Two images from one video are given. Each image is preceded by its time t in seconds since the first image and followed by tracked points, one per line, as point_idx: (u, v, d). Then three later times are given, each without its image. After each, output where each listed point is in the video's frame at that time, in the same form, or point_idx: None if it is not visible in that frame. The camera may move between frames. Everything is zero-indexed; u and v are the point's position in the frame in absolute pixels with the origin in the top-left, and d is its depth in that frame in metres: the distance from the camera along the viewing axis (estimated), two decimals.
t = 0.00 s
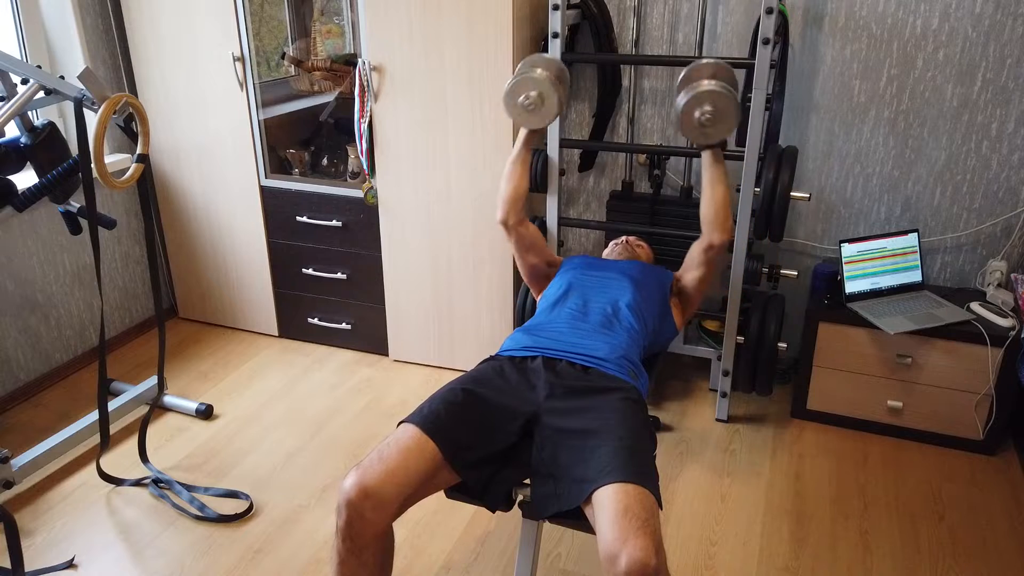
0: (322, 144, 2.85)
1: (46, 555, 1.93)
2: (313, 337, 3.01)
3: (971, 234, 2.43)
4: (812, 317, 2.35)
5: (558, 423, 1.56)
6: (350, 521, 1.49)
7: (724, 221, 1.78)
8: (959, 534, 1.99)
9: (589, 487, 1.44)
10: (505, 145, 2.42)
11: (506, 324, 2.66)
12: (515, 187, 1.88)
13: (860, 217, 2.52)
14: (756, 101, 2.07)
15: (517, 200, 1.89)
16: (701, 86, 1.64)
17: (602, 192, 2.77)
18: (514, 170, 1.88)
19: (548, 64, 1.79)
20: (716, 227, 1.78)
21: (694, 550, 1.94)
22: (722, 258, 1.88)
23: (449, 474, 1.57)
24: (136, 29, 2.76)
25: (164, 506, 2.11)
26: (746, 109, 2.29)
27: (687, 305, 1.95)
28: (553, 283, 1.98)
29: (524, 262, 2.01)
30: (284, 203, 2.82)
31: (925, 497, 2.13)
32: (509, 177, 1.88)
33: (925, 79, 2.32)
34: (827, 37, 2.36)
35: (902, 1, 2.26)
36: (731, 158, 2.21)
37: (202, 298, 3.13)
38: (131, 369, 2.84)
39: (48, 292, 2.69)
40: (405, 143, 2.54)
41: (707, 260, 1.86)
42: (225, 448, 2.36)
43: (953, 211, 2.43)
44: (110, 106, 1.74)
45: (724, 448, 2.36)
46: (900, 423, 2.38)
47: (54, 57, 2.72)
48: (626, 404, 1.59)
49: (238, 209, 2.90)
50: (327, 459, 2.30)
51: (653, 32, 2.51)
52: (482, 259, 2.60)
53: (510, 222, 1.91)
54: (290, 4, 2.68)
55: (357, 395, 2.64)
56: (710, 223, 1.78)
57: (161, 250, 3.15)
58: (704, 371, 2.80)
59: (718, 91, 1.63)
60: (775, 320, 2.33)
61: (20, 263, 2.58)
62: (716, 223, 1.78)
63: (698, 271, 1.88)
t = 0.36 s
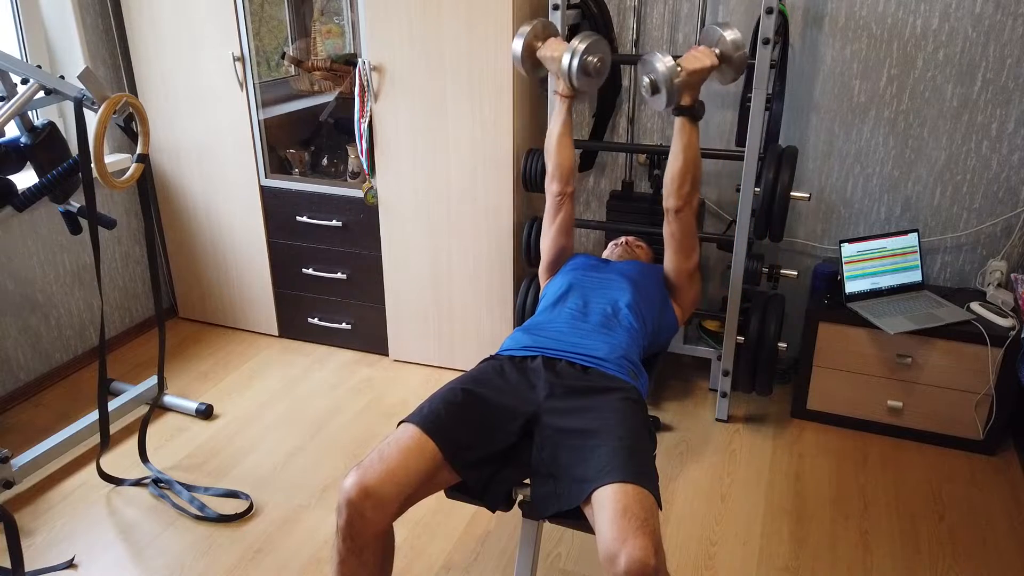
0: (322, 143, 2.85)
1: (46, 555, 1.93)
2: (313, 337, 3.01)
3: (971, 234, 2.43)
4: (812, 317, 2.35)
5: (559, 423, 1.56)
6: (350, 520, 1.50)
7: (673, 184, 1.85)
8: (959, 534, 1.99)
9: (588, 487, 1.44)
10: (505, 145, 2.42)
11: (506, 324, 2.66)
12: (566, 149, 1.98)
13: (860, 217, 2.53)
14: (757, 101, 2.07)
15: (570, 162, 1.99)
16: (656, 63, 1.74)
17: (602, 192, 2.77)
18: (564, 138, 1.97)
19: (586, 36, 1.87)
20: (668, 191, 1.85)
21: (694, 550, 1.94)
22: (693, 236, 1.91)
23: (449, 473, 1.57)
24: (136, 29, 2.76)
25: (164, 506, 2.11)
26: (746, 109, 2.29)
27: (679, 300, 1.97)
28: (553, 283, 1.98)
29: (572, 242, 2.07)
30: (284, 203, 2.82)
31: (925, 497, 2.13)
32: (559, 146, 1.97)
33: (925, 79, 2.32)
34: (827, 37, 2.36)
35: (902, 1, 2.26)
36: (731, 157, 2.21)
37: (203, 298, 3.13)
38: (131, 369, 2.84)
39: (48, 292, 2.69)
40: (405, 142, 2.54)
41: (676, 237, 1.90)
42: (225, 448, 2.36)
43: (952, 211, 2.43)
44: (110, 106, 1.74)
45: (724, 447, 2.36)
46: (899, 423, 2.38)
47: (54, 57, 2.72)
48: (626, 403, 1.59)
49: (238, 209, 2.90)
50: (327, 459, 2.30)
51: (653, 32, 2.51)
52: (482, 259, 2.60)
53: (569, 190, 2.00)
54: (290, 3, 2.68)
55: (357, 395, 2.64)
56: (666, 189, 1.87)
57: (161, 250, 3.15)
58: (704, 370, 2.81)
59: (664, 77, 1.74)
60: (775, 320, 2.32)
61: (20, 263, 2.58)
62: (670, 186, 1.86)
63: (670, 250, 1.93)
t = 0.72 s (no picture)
0: (322, 143, 2.85)
1: (46, 555, 1.93)
2: (313, 336, 3.00)
3: (971, 234, 2.43)
4: (812, 316, 2.35)
5: (559, 423, 1.57)
6: (350, 520, 1.49)
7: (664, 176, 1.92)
8: (960, 534, 1.99)
9: (588, 487, 1.44)
10: (505, 145, 2.42)
11: (506, 324, 2.66)
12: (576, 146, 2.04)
13: (860, 217, 2.52)
14: (757, 100, 2.07)
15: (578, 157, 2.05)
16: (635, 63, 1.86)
17: (602, 192, 2.77)
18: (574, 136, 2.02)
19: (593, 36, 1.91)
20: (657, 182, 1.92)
21: (694, 550, 1.94)
22: (686, 230, 1.97)
23: (449, 473, 1.57)
24: (136, 29, 2.76)
25: (164, 506, 2.11)
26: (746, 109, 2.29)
27: (678, 295, 1.99)
28: (553, 284, 1.98)
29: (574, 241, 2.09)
30: (284, 203, 2.82)
31: (925, 497, 2.13)
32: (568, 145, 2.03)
33: (925, 79, 2.32)
34: (827, 37, 2.36)
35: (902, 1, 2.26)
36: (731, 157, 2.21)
37: (203, 298, 3.13)
38: (130, 369, 2.84)
39: (48, 292, 2.69)
40: (405, 142, 2.54)
41: (669, 231, 1.96)
42: (225, 448, 2.36)
43: (952, 211, 2.43)
44: (110, 106, 1.74)
45: (724, 447, 2.36)
46: (899, 423, 2.38)
47: (54, 57, 2.72)
48: (626, 403, 1.58)
49: (238, 209, 2.90)
50: (327, 458, 2.30)
51: (653, 32, 2.51)
52: (482, 259, 2.60)
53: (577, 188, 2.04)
54: (290, 3, 2.68)
55: (357, 395, 2.64)
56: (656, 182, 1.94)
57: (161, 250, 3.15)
58: (704, 370, 2.81)
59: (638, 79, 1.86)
60: (775, 320, 2.32)
61: (20, 263, 2.58)
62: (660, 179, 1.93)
63: (665, 245, 1.98)
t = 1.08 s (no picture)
0: (322, 143, 2.85)
1: (46, 555, 1.93)
2: (313, 336, 3.00)
3: (971, 234, 2.43)
4: (812, 316, 2.35)
5: (558, 423, 1.57)
6: (350, 520, 1.49)
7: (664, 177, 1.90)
8: (960, 534, 1.99)
9: (588, 487, 1.44)
10: (505, 145, 2.42)
11: (506, 324, 2.66)
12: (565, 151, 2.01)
13: (860, 217, 2.52)
14: (756, 100, 2.07)
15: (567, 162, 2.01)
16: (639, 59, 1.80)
17: (602, 192, 2.77)
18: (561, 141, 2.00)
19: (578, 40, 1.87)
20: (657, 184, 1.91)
21: (694, 550, 1.94)
22: (685, 231, 1.96)
23: (449, 473, 1.57)
24: (136, 29, 2.77)
25: (164, 506, 2.11)
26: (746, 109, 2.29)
27: (677, 296, 1.99)
28: (551, 285, 1.98)
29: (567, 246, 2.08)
30: (284, 203, 2.82)
31: (925, 497, 2.13)
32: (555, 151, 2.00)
33: (925, 79, 2.32)
34: (827, 37, 2.36)
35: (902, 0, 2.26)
36: (730, 157, 2.21)
37: (203, 298, 3.13)
38: (131, 369, 2.84)
39: (48, 292, 2.69)
40: (405, 142, 2.54)
41: (668, 232, 1.95)
42: (225, 447, 2.36)
43: (952, 211, 2.43)
44: (109, 106, 1.74)
45: (724, 447, 2.36)
46: (899, 423, 2.38)
47: (54, 57, 2.73)
48: (625, 403, 1.58)
49: (238, 209, 2.90)
50: (327, 458, 2.30)
51: (653, 32, 2.51)
52: (482, 259, 2.60)
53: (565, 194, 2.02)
54: (290, 3, 2.68)
55: (357, 395, 2.64)
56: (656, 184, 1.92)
57: (161, 250, 3.15)
58: (704, 370, 2.81)
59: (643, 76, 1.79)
60: (775, 320, 2.32)
61: (20, 263, 2.58)
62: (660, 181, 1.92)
63: (664, 245, 1.96)
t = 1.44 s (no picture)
0: (322, 143, 2.85)
1: (46, 555, 1.93)
2: (312, 336, 3.00)
3: (971, 234, 2.43)
4: (812, 316, 2.35)
5: (558, 423, 1.57)
6: (349, 521, 1.49)
7: (710, 207, 1.75)
8: (960, 534, 1.99)
9: (588, 486, 1.44)
10: (505, 145, 2.42)
11: (505, 324, 2.66)
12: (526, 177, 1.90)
13: (860, 217, 2.53)
14: (757, 100, 2.07)
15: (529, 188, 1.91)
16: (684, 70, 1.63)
17: (602, 192, 2.77)
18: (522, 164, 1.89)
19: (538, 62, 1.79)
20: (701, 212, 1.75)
21: (694, 550, 1.94)
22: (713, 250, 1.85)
23: (449, 474, 1.57)
24: (136, 29, 2.76)
25: (164, 506, 2.11)
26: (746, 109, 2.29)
27: (684, 304, 1.94)
28: (551, 285, 1.98)
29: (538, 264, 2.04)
30: (284, 203, 2.82)
31: (925, 497, 2.13)
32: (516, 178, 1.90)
33: (925, 79, 2.32)
34: (827, 37, 2.36)
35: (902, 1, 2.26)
36: (730, 157, 2.21)
37: (203, 298, 3.13)
38: (130, 369, 2.84)
39: (48, 292, 2.69)
40: (405, 141, 2.54)
41: (698, 251, 1.83)
42: (225, 447, 2.36)
43: (952, 211, 2.43)
44: (110, 105, 1.74)
45: (724, 447, 2.36)
46: (899, 423, 2.38)
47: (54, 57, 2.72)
48: (626, 403, 1.58)
49: (238, 209, 2.90)
50: (327, 458, 2.30)
51: (653, 32, 2.51)
52: (482, 259, 2.59)
53: (523, 223, 1.92)
54: (290, 3, 2.69)
55: (357, 395, 2.64)
56: (697, 206, 1.76)
57: (160, 250, 3.14)
58: (704, 370, 2.81)
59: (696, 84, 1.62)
60: (775, 320, 2.32)
61: (20, 263, 2.58)
62: (700, 208, 1.76)
63: (691, 262, 1.86)
